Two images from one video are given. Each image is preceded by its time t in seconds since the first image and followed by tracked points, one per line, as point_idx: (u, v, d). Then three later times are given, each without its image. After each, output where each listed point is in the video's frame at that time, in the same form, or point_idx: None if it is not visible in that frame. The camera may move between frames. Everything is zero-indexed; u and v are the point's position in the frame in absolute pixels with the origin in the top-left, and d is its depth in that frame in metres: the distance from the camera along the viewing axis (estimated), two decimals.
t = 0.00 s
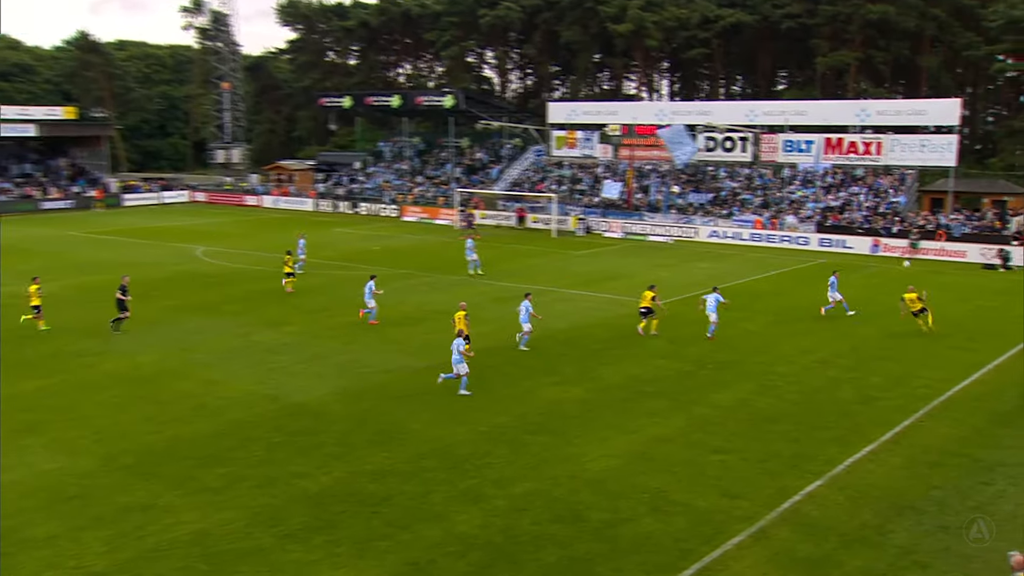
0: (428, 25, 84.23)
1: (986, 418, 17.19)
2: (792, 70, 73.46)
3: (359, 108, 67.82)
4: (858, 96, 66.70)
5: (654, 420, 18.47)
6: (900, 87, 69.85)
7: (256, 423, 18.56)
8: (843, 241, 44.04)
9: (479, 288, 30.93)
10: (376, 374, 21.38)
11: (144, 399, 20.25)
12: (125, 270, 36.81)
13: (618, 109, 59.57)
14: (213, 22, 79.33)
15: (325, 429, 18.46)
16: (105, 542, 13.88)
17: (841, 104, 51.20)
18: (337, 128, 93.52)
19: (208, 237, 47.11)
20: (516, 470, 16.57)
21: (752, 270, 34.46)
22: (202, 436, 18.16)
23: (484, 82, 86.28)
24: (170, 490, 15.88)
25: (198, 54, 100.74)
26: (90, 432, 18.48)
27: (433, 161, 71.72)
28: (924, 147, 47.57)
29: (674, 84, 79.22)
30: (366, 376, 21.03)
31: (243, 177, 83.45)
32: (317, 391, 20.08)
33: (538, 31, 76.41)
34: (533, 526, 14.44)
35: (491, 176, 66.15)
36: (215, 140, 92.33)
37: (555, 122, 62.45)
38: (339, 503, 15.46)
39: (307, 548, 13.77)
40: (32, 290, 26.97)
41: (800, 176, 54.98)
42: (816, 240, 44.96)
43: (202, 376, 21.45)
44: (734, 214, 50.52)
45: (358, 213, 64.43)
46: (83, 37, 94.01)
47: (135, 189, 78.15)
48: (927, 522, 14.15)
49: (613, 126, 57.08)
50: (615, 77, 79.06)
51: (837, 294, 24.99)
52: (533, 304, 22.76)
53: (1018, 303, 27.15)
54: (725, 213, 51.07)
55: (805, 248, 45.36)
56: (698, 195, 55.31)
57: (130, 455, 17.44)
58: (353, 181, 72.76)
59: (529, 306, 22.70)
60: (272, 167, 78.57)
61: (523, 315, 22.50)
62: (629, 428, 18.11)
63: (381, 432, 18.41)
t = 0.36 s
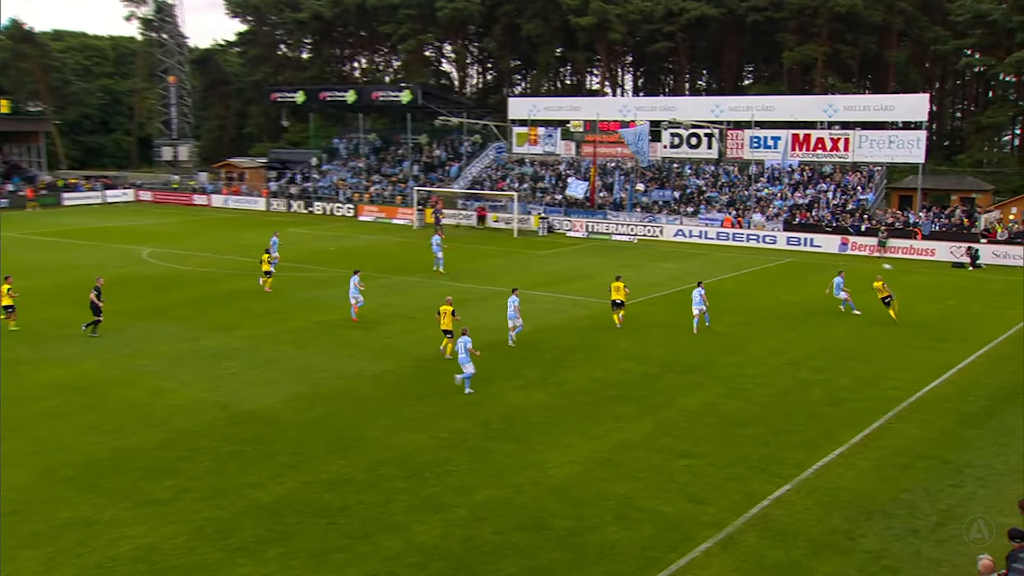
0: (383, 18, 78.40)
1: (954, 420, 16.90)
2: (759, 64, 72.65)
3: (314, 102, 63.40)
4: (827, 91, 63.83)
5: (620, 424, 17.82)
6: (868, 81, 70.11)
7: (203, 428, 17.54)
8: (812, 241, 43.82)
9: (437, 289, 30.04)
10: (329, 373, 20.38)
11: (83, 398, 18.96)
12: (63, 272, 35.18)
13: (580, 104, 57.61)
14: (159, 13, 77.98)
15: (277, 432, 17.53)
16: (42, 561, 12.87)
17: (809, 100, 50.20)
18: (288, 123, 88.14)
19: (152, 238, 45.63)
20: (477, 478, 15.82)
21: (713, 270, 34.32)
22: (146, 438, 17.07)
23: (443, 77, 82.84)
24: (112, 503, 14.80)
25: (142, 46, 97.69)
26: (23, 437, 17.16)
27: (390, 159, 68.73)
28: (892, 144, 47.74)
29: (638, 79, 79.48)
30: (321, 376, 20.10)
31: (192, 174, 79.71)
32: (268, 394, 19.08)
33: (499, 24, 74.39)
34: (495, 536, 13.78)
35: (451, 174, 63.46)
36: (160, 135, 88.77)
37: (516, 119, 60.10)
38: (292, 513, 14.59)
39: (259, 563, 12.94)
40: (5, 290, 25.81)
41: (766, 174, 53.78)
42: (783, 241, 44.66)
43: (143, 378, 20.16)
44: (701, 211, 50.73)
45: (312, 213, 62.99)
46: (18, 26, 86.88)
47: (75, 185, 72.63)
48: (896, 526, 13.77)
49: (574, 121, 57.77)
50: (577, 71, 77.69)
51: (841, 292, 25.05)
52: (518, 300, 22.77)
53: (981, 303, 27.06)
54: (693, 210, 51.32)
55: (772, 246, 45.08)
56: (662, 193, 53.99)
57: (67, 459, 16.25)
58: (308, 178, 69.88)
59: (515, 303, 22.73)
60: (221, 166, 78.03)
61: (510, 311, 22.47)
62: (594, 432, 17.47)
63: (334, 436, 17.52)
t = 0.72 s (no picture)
0: (354, 9, 76.35)
1: (945, 426, 16.38)
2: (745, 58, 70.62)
3: (281, 99, 61.50)
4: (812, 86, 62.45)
5: (601, 431, 17.07)
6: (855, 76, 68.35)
7: (165, 438, 16.65)
8: (799, 241, 43.37)
9: (411, 292, 29.14)
10: (298, 380, 19.46)
11: (35, 407, 17.87)
12: (15, 275, 33.58)
13: (558, 99, 56.05)
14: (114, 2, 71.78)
15: (243, 441, 16.70)
16: None
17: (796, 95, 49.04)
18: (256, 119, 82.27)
19: (110, 240, 44.21)
20: (453, 488, 15.09)
21: (694, 270, 33.81)
22: (105, 448, 16.17)
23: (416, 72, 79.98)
24: (66, 518, 13.88)
25: (100, 37, 94.36)
26: None
27: (362, 157, 66.26)
28: (881, 140, 46.68)
29: (618, 74, 78.34)
30: (290, 383, 19.25)
31: (155, 173, 75.60)
32: (234, 403, 18.22)
33: (474, 16, 71.73)
34: (472, 549, 13.08)
35: (426, 173, 62.27)
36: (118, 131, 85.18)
37: (493, 114, 58.82)
38: (257, 526, 13.79)
39: None
40: None
41: (750, 171, 53.22)
42: (768, 241, 44.13)
43: (101, 386, 19.09)
44: (684, 211, 50.24)
45: (279, 213, 61.41)
46: None
47: (28, 185, 68.58)
48: (886, 535, 13.21)
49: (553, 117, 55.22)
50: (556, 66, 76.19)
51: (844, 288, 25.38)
52: (518, 298, 22.42)
53: (967, 304, 26.62)
54: (675, 209, 50.77)
55: (758, 247, 44.54)
56: (644, 191, 53.12)
57: (19, 470, 15.31)
58: (275, 176, 67.09)
59: (516, 301, 22.36)
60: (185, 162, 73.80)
61: (510, 309, 22.10)
62: (574, 439, 16.75)
63: (302, 445, 16.67)
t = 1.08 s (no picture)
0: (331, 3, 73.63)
1: (947, 438, 15.73)
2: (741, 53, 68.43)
3: (256, 95, 58.82)
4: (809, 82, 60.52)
5: (591, 442, 16.27)
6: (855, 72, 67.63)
7: (133, 451, 15.73)
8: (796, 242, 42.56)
9: (392, 298, 28.19)
10: (272, 391, 18.55)
11: None
12: None
13: (545, 97, 55.21)
14: None
15: (215, 454, 15.80)
16: None
17: (793, 92, 48.36)
18: (228, 117, 80.31)
19: (77, 244, 43.11)
20: (436, 502, 14.26)
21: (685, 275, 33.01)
22: (68, 462, 15.23)
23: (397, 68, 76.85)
24: (24, 537, 12.92)
25: (60, 29, 91.29)
26: None
27: (340, 157, 63.96)
28: (881, 139, 46.15)
29: (608, 69, 76.88)
30: (266, 394, 18.37)
31: (121, 173, 73.16)
32: (206, 415, 17.31)
33: (458, 10, 69.61)
34: (456, 566, 12.29)
35: (406, 174, 59.35)
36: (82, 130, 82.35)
37: (478, 112, 57.71)
38: (228, 545, 12.90)
39: None
40: None
41: (746, 171, 50.75)
42: (767, 245, 43.20)
43: (64, 397, 18.06)
44: (676, 213, 48.10)
45: (254, 215, 60.27)
46: None
47: None
48: (889, 551, 12.52)
49: (539, 116, 54.89)
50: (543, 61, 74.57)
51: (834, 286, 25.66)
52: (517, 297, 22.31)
53: (964, 310, 26.01)
54: (665, 211, 48.36)
55: (753, 250, 43.52)
56: (635, 194, 51.24)
57: None
58: (250, 176, 65.78)
59: (515, 300, 22.25)
60: (153, 162, 73.45)
61: (510, 307, 22.03)
62: (564, 450, 15.97)
63: (277, 457, 15.77)
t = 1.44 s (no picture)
0: None
1: (961, 453, 15.10)
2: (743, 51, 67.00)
3: (239, 95, 57.79)
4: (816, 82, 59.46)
5: (590, 455, 15.53)
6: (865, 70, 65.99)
7: (110, 467, 14.92)
8: (802, 248, 41.54)
9: (381, 307, 27.42)
10: (256, 405, 17.77)
11: None
12: None
13: (541, 97, 53.73)
14: None
15: (195, 470, 14.99)
16: None
17: (799, 92, 47.00)
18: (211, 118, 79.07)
19: (51, 250, 42.18)
20: (427, 519, 13.48)
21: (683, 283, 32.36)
22: (40, 479, 14.41)
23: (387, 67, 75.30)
24: None
25: (33, 25, 89.70)
26: None
27: (329, 159, 63.13)
28: (891, 141, 44.87)
29: (607, 69, 75.15)
30: (251, 408, 17.63)
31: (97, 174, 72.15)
32: (188, 430, 16.53)
33: (451, 7, 68.15)
34: None
35: (398, 177, 58.70)
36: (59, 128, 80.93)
37: (472, 113, 56.95)
38: (209, 565, 12.10)
39: None
40: None
41: (751, 174, 49.88)
42: (771, 251, 42.20)
43: (40, 410, 17.21)
44: (678, 217, 47.08)
45: (238, 220, 59.27)
46: None
47: None
48: (902, 570, 11.80)
49: (535, 118, 53.48)
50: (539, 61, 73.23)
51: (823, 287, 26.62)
52: (524, 301, 22.21)
53: (970, 318, 25.42)
54: (668, 215, 47.45)
55: (759, 256, 42.78)
56: (636, 198, 50.40)
57: None
58: (234, 180, 64.90)
59: (520, 303, 22.12)
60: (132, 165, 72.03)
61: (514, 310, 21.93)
62: (561, 464, 15.19)
63: (260, 473, 14.98)
